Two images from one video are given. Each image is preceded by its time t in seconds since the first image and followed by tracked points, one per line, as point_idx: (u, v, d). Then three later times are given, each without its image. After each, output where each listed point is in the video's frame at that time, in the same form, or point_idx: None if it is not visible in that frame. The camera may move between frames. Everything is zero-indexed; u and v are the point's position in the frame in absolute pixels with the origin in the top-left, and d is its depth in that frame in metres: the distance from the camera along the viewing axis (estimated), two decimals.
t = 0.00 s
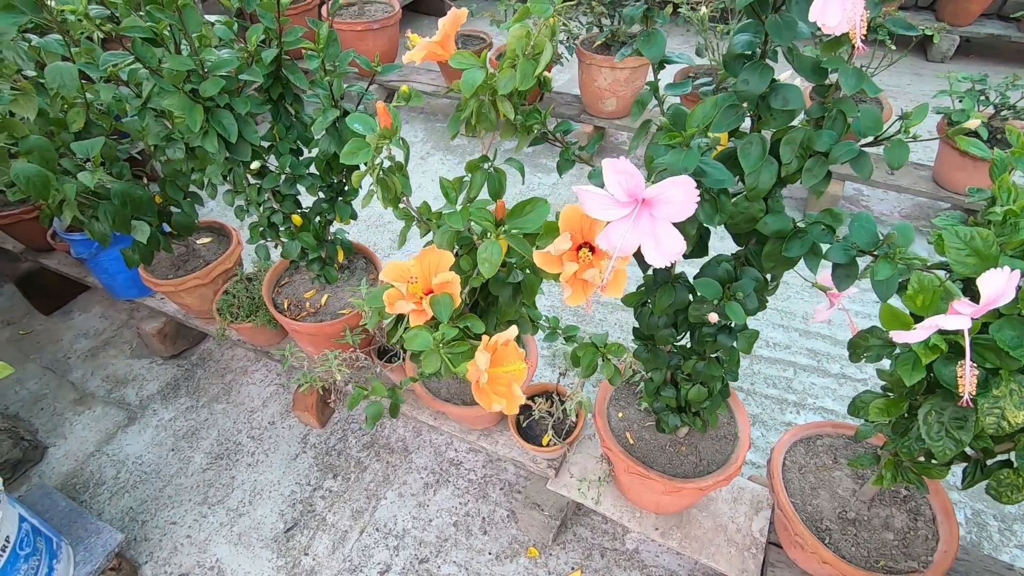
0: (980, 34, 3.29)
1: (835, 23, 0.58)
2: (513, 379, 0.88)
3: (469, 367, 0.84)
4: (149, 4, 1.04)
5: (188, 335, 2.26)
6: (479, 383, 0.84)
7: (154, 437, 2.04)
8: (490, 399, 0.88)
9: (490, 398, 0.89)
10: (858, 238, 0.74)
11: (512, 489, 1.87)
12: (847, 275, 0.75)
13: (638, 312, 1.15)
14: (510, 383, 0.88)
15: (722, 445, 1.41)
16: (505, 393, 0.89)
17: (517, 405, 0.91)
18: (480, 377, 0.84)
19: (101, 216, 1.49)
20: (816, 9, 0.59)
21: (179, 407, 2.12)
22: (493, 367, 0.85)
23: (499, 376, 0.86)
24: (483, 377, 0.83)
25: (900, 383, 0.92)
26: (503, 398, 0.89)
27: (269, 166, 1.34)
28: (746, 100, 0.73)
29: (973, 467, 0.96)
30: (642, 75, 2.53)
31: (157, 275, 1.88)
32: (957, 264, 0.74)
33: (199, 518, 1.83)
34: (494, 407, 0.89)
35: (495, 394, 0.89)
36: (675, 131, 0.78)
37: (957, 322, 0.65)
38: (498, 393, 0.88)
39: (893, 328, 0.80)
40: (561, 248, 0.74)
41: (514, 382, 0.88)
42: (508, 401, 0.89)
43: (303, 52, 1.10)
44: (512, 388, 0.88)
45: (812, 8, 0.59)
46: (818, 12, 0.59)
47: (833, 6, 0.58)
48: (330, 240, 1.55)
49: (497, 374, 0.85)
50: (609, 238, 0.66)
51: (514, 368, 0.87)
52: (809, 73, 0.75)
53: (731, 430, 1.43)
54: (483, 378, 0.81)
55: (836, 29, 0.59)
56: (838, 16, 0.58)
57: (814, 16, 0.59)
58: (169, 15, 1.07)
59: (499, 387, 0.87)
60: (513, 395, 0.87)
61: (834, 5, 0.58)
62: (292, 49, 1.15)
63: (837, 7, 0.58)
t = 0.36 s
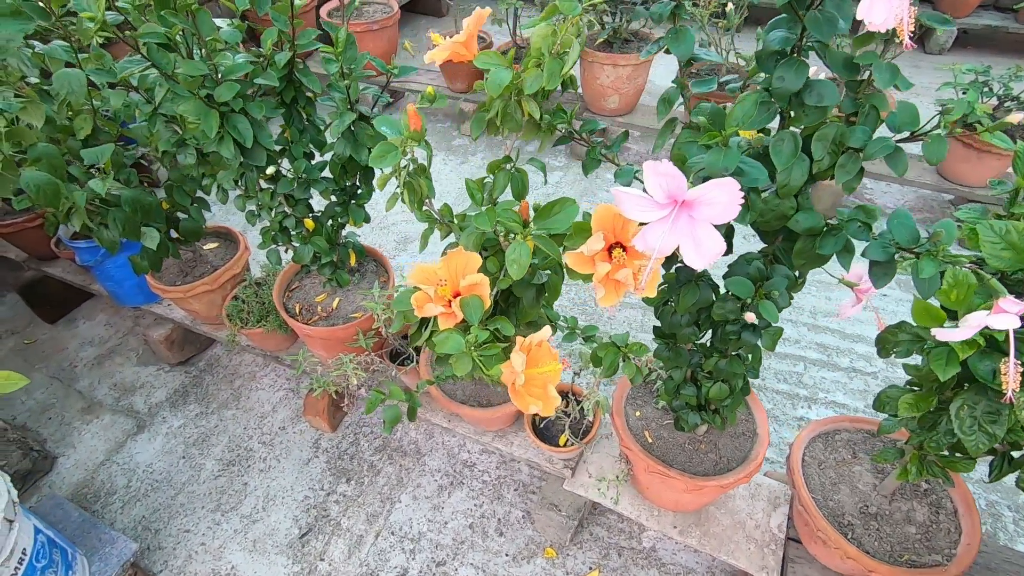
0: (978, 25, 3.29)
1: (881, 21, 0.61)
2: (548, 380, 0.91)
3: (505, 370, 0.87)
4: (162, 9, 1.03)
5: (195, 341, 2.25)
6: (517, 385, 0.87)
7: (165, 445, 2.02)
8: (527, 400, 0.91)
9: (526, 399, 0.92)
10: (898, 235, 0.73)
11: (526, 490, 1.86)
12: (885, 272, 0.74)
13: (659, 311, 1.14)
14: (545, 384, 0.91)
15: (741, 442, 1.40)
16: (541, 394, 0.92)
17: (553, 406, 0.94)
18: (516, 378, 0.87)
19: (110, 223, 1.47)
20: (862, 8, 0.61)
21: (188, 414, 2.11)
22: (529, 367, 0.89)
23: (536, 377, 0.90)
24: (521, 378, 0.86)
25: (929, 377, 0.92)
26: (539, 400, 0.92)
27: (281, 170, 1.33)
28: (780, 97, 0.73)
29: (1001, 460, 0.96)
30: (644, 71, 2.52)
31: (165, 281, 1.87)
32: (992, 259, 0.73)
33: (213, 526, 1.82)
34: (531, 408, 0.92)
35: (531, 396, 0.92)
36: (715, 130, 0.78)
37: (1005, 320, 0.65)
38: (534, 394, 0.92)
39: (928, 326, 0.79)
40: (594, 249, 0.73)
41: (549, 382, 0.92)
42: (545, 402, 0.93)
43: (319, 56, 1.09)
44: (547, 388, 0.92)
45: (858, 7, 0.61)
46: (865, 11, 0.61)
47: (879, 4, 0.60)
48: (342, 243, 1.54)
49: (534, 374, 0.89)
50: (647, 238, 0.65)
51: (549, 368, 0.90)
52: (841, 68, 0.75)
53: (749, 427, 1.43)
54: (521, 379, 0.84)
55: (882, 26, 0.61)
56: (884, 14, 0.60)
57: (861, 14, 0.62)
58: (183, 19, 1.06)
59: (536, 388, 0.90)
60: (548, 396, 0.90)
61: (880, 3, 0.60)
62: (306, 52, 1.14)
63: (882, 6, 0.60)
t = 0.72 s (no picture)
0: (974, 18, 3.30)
1: (905, 17, 0.60)
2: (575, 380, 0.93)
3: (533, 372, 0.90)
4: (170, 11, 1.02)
5: (199, 345, 2.23)
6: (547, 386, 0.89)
7: (171, 450, 2.01)
8: (556, 402, 0.93)
9: (555, 401, 0.94)
10: (924, 230, 0.73)
11: (536, 489, 1.86)
12: (909, 267, 0.74)
13: (673, 307, 1.14)
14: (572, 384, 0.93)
15: (753, 438, 1.40)
16: (569, 394, 0.94)
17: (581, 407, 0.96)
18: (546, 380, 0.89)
19: (115, 228, 1.46)
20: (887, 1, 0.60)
21: (193, 419, 2.10)
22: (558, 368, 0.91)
23: (565, 379, 0.92)
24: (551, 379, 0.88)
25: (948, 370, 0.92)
26: (567, 400, 0.94)
27: (288, 172, 1.32)
28: (802, 92, 0.73)
29: (1019, 453, 0.96)
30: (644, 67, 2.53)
31: (168, 285, 1.85)
32: (1016, 251, 0.73)
33: (222, 531, 1.81)
34: (560, 410, 0.94)
35: (559, 397, 0.94)
36: (746, 126, 0.77)
37: None
38: (562, 396, 0.93)
39: (949, 319, 0.80)
40: (618, 249, 0.73)
41: (576, 383, 0.94)
42: (573, 403, 0.95)
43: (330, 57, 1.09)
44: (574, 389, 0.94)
45: None
46: (890, 4, 0.60)
47: None
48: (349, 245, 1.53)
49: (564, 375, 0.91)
50: (672, 235, 0.64)
51: (576, 369, 0.93)
52: (862, 64, 0.73)
53: (762, 423, 1.43)
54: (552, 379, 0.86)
55: (905, 22, 0.60)
56: (909, 9, 0.59)
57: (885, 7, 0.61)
58: (191, 21, 1.05)
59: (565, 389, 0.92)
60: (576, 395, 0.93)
61: None
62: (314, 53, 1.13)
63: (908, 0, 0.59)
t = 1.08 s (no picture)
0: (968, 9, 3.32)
1: (930, 7, 0.60)
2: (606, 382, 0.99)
3: (566, 373, 0.96)
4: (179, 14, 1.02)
5: (202, 351, 2.22)
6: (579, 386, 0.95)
7: (177, 456, 2.00)
8: (587, 403, 0.99)
9: (587, 403, 0.99)
10: (947, 221, 0.74)
11: (547, 488, 1.86)
12: (931, 259, 0.74)
13: (687, 303, 1.13)
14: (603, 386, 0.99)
15: (766, 432, 1.41)
16: (599, 396, 0.99)
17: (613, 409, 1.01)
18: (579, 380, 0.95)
19: (120, 234, 1.45)
20: None
21: (199, 425, 2.08)
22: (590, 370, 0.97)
23: (596, 380, 0.98)
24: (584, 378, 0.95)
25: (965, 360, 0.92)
26: (598, 402, 1.00)
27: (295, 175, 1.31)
28: (823, 85, 0.73)
29: None
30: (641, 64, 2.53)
31: (173, 291, 1.84)
32: None
33: (232, 537, 1.80)
34: (593, 412, 0.99)
35: (590, 400, 1.00)
36: (772, 121, 0.77)
37: None
38: (594, 397, 0.99)
39: (969, 309, 0.81)
40: (644, 250, 0.75)
41: (606, 385, 1.00)
42: (604, 405, 1.00)
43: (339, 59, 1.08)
44: (605, 391, 1.00)
45: None
46: None
47: None
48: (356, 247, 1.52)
49: (596, 376, 0.97)
50: (701, 233, 0.64)
51: (606, 371, 0.99)
52: (879, 56, 0.73)
53: (774, 416, 1.43)
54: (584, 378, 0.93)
55: (929, 13, 0.61)
56: None
57: None
58: (199, 24, 1.04)
59: (597, 390, 0.98)
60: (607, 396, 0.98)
61: None
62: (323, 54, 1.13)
63: None
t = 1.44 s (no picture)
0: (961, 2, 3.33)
1: None
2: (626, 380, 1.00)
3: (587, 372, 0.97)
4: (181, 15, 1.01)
5: (203, 355, 2.21)
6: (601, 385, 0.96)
7: (180, 461, 1.99)
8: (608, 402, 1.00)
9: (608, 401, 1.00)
10: (963, 212, 0.73)
11: (553, 486, 1.86)
12: (947, 250, 0.74)
13: (696, 299, 1.13)
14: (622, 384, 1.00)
15: (773, 426, 1.41)
16: (619, 394, 1.00)
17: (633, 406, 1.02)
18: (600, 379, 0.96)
19: (121, 238, 1.44)
20: None
21: (201, 430, 2.07)
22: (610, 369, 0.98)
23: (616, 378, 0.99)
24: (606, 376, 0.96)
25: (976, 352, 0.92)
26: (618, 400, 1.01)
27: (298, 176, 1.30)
28: (836, 77, 0.73)
29: None
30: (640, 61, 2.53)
31: (173, 295, 1.83)
32: None
33: (238, 541, 1.79)
34: (614, 409, 1.01)
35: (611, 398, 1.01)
36: (787, 114, 0.77)
37: None
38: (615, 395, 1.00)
39: (982, 300, 0.80)
40: (658, 247, 0.75)
41: (625, 383, 1.01)
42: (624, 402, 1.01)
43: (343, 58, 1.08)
44: (624, 389, 1.01)
45: None
46: None
47: None
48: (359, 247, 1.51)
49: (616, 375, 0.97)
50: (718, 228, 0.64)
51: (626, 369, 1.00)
52: (890, 47, 0.72)
53: (781, 411, 1.43)
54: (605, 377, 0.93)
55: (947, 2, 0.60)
56: None
57: None
58: (202, 25, 1.03)
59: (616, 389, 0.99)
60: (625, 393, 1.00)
61: None
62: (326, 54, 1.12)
63: None
